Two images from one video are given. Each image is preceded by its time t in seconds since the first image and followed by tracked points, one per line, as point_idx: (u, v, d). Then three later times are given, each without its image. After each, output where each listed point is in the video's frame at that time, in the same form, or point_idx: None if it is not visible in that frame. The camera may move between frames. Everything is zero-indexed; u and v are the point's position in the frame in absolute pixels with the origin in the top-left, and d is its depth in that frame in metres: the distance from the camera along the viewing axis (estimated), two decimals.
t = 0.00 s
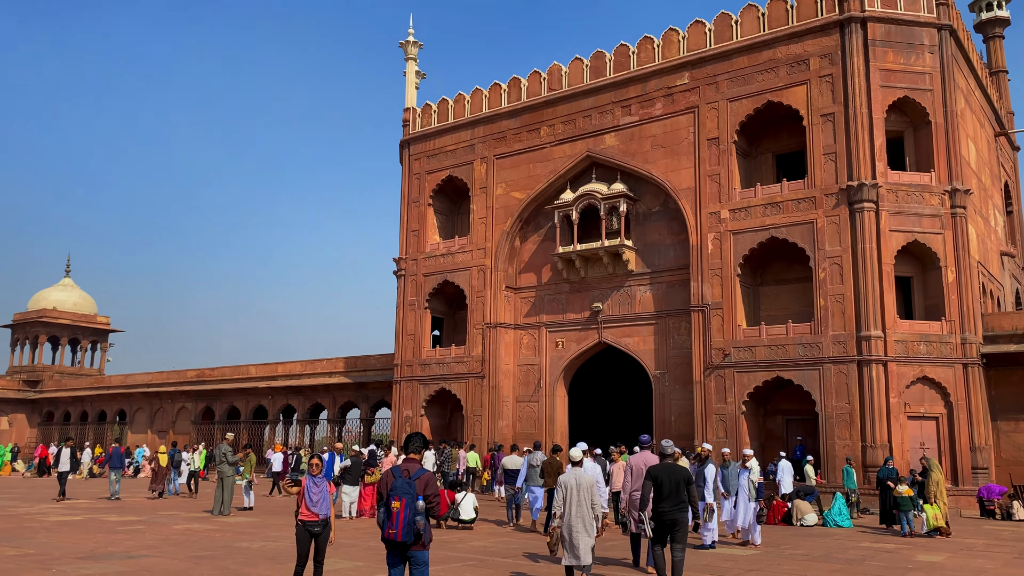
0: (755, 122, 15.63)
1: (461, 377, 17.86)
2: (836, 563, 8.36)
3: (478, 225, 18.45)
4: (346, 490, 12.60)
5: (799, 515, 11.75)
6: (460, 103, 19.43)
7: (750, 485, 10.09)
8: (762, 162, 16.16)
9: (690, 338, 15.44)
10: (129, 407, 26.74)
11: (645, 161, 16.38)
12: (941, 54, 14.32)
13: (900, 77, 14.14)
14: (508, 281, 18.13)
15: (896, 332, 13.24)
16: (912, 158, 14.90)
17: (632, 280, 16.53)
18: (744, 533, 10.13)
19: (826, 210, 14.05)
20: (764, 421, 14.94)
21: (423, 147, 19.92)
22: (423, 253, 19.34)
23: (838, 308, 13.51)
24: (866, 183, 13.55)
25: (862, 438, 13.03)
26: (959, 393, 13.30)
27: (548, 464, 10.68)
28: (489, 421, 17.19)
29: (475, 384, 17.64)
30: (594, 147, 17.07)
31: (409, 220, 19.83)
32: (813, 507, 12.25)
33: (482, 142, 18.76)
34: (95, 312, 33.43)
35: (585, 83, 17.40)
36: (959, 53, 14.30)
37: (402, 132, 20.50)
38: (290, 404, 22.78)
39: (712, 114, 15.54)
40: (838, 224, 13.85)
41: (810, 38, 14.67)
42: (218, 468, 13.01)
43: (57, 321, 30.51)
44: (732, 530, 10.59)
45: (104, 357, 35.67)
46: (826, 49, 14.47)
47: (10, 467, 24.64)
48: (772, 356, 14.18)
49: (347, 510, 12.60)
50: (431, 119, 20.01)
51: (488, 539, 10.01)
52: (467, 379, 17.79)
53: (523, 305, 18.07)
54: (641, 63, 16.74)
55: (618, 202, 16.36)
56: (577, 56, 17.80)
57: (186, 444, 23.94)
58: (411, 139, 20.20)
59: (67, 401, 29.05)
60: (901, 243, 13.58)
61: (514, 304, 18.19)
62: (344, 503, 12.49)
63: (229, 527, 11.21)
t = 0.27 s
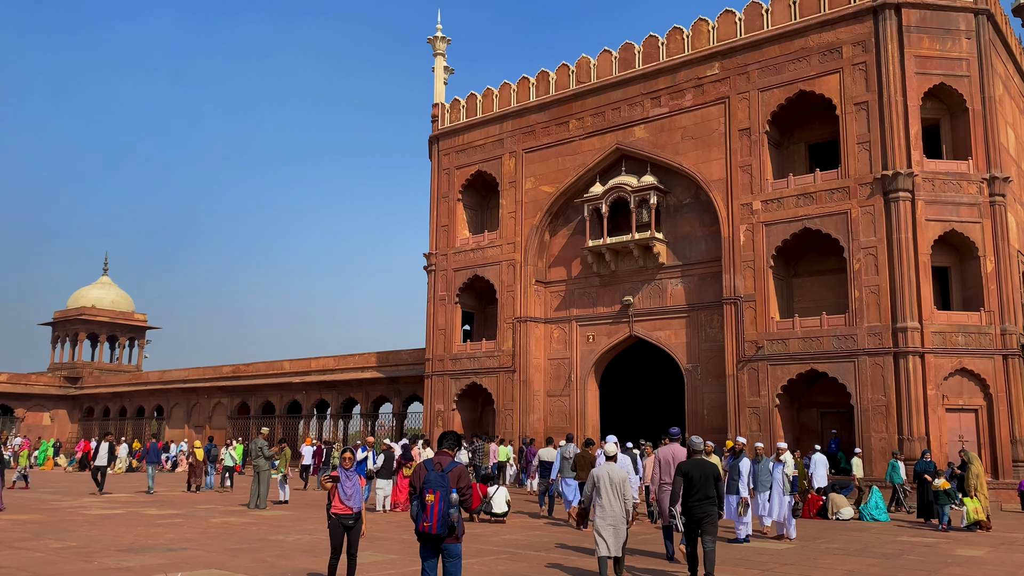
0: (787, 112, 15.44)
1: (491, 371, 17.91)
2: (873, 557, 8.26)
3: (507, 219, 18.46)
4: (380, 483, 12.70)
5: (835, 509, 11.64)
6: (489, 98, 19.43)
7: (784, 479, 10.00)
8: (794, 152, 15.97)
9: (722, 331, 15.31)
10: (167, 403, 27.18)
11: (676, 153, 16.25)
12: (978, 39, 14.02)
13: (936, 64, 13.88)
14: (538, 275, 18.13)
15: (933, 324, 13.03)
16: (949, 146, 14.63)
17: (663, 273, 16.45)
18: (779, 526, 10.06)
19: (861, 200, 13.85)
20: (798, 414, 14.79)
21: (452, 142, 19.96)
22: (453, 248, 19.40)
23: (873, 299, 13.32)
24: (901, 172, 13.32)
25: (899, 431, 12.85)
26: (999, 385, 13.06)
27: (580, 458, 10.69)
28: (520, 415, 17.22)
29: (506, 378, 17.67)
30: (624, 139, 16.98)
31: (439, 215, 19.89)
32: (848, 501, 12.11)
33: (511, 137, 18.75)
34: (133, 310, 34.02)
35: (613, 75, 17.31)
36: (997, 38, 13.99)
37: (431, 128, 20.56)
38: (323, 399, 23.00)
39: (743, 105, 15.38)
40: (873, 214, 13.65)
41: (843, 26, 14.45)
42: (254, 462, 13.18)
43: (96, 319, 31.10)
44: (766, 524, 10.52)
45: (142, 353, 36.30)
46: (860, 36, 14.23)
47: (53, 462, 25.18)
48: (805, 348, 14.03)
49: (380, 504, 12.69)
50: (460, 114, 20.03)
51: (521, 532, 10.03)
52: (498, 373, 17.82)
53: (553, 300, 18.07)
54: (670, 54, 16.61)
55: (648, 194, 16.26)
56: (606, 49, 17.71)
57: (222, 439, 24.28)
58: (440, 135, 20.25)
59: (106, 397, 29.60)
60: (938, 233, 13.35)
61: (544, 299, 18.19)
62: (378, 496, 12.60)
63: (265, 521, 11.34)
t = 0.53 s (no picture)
0: (819, 101, 15.24)
1: (521, 365, 17.92)
2: (909, 551, 8.15)
3: (536, 212, 18.45)
4: (411, 476, 12.79)
5: (870, 502, 11.51)
6: (516, 91, 19.40)
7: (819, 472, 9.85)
8: (826, 141, 15.76)
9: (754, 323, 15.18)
10: (202, 397, 27.59)
11: (705, 144, 16.11)
12: (1016, 22, 13.72)
13: (972, 49, 13.60)
14: (567, 268, 18.10)
15: (971, 314, 12.80)
16: (986, 133, 14.35)
17: (693, 265, 16.34)
18: (813, 519, 9.98)
19: (895, 189, 13.64)
20: (832, 406, 14.63)
21: (480, 136, 19.98)
22: (482, 242, 19.42)
23: (908, 290, 13.12)
24: (937, 160, 13.08)
25: (935, 423, 12.65)
26: None
27: (612, 451, 10.67)
28: (550, 409, 17.22)
29: (536, 372, 17.67)
30: (653, 130, 16.87)
31: (468, 209, 19.92)
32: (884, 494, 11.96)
33: (539, 130, 18.72)
34: (168, 305, 34.56)
35: (642, 66, 17.20)
36: None
37: (459, 122, 20.59)
38: (355, 393, 23.20)
39: (774, 94, 15.20)
40: (908, 203, 13.43)
41: (876, 12, 14.22)
42: (288, 455, 13.34)
43: (132, 315, 31.63)
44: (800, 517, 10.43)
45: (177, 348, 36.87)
46: (893, 21, 13.99)
47: (92, 455, 25.69)
48: (839, 339, 13.87)
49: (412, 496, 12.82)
50: (488, 108, 20.03)
51: (552, 525, 10.04)
52: (527, 366, 17.83)
53: (583, 293, 18.04)
54: (699, 44, 16.46)
55: (678, 186, 16.14)
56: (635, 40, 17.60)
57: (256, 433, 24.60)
58: (468, 129, 20.27)
59: (143, 392, 30.10)
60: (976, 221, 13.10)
61: (574, 292, 18.17)
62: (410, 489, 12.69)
63: (299, 513, 11.48)
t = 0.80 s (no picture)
0: (850, 89, 15.02)
1: (550, 358, 17.91)
2: (947, 544, 8.04)
3: (564, 205, 18.40)
4: (442, 469, 12.86)
5: (905, 495, 11.36)
6: (543, 84, 19.35)
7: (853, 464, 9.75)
8: (858, 130, 15.54)
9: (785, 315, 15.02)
10: (235, 391, 27.95)
11: (735, 134, 15.95)
12: None
13: (1009, 34, 13.31)
14: (596, 261, 18.04)
15: (1009, 304, 12.55)
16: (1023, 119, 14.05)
17: (724, 257, 16.21)
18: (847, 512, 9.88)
19: (929, 178, 13.41)
20: (866, 399, 14.45)
21: (507, 130, 19.95)
22: (510, 235, 19.41)
23: (944, 280, 12.90)
24: (972, 147, 12.83)
25: (973, 416, 12.44)
26: None
27: (643, 444, 10.64)
28: (579, 402, 17.19)
29: (565, 365, 17.65)
30: (682, 121, 16.74)
31: (495, 203, 19.92)
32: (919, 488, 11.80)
33: (566, 122, 18.66)
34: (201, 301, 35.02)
35: (670, 56, 17.06)
36: None
37: (486, 116, 20.57)
38: (385, 386, 23.36)
39: (805, 83, 15.00)
40: (943, 192, 13.20)
41: None
42: (320, 448, 13.47)
43: (166, 310, 32.09)
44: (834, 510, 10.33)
45: (211, 343, 37.37)
46: (927, 7, 13.73)
47: (129, 448, 26.12)
48: (872, 331, 13.68)
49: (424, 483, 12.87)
50: (515, 101, 20.00)
51: (582, 518, 10.04)
52: (556, 360, 17.81)
53: (611, 285, 17.98)
54: (728, 34, 16.28)
55: (707, 177, 16.01)
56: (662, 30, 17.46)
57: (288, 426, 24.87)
58: (495, 123, 20.25)
59: (178, 387, 30.55)
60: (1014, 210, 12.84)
61: (602, 285, 18.11)
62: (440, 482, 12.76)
63: (332, 506, 11.60)
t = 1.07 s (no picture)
0: (883, 77, 14.77)
1: (578, 352, 17.88)
2: (983, 539, 7.90)
3: (592, 198, 18.33)
4: (471, 463, 12.90)
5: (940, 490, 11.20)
6: (570, 76, 19.27)
7: (887, 458, 9.64)
8: (891, 119, 15.28)
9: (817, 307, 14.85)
10: (267, 385, 28.27)
11: (765, 125, 15.78)
12: None
13: None
14: (624, 254, 17.96)
15: None
16: None
17: (754, 249, 16.06)
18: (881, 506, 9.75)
19: (964, 167, 13.16)
20: (899, 391, 14.27)
21: (534, 123, 19.90)
22: (538, 228, 19.39)
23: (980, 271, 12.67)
24: (1009, 135, 12.54)
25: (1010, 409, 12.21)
26: None
27: (673, 437, 10.58)
28: (608, 395, 17.14)
29: (593, 358, 17.61)
30: (710, 112, 16.59)
31: (523, 197, 19.91)
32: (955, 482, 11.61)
33: (593, 114, 18.57)
34: (233, 296, 35.44)
35: (698, 47, 16.90)
36: None
37: (513, 109, 20.54)
38: (414, 379, 23.48)
39: (836, 72, 14.79)
40: (979, 181, 12.95)
41: None
42: (350, 442, 13.59)
43: (198, 305, 32.52)
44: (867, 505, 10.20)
45: (243, 337, 37.82)
46: None
47: (163, 441, 26.53)
48: (906, 323, 13.48)
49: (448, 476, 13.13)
50: (542, 94, 19.94)
51: (612, 512, 10.03)
52: (584, 353, 17.78)
53: (640, 278, 17.90)
54: (757, 23, 16.09)
55: (737, 168, 15.85)
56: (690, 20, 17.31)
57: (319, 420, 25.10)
58: (521, 116, 20.21)
59: (211, 380, 30.96)
60: None
61: (630, 278, 18.04)
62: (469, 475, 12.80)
63: (362, 499, 11.69)
